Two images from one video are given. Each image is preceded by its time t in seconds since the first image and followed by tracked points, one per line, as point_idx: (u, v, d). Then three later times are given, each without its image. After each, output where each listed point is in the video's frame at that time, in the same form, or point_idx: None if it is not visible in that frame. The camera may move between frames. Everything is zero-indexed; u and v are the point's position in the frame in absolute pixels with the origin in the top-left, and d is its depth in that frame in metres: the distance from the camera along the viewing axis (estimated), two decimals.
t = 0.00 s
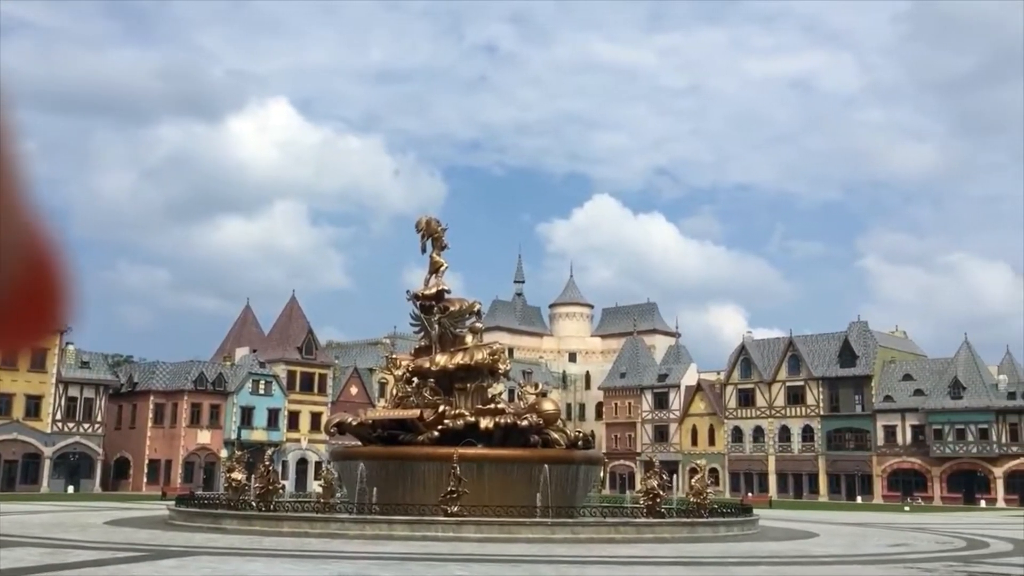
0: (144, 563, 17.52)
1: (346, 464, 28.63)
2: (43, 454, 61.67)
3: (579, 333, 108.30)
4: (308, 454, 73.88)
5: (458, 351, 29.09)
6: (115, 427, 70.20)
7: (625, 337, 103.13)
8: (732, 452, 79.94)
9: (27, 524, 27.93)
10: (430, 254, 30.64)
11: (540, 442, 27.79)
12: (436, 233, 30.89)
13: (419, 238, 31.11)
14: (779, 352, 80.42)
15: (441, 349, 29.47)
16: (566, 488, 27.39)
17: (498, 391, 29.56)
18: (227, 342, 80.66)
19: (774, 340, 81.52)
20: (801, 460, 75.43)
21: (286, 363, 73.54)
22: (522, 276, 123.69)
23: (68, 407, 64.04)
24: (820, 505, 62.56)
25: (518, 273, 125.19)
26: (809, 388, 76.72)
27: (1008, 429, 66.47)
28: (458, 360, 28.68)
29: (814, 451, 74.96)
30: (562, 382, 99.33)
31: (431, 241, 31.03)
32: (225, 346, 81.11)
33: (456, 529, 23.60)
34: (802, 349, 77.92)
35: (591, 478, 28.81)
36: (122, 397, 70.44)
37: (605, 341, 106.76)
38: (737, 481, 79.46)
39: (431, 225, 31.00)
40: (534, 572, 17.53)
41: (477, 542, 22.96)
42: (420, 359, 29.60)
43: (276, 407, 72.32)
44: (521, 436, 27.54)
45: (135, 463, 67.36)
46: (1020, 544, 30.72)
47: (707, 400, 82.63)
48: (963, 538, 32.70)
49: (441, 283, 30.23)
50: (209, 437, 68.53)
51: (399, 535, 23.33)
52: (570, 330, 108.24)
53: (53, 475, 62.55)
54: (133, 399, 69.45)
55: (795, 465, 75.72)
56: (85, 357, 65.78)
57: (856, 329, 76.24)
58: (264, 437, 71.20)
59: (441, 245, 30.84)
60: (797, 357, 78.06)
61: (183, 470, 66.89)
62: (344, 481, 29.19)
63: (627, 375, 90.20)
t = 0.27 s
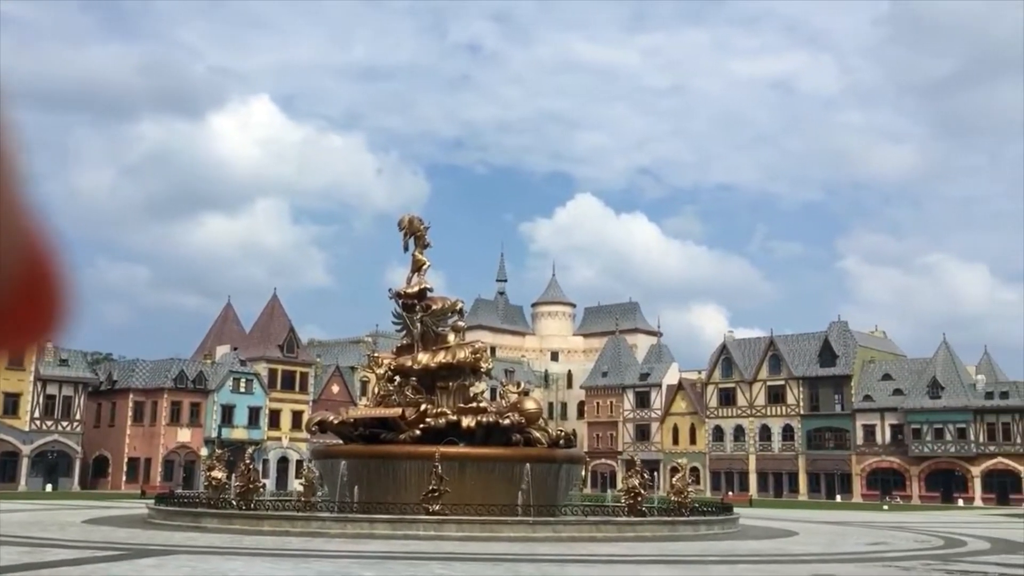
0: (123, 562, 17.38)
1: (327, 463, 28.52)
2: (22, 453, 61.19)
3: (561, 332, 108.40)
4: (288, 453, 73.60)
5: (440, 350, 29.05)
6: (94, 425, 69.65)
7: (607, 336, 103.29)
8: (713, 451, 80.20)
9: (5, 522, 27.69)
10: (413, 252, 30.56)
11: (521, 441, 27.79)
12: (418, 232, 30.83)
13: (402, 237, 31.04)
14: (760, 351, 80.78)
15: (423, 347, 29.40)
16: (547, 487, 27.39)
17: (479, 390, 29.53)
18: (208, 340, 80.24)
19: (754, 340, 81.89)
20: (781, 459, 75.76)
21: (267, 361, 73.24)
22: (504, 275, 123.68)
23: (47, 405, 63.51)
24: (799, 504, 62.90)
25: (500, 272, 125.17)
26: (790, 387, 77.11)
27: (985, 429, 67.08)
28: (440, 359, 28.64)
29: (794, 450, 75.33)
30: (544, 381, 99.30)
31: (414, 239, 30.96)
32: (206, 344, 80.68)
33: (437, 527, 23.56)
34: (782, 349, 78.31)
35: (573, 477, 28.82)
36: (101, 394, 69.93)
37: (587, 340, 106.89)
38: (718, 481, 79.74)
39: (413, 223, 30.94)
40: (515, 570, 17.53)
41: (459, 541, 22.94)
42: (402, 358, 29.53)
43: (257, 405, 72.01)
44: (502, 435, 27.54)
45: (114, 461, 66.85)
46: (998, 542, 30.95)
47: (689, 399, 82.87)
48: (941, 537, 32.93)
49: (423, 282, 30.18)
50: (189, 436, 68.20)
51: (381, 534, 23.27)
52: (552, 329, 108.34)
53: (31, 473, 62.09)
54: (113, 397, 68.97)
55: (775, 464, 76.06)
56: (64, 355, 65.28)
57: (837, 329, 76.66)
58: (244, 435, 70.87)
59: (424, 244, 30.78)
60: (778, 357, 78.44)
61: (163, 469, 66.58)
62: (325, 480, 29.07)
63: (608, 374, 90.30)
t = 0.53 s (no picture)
0: (98, 561, 17.20)
1: (305, 461, 28.38)
2: None
3: (541, 331, 108.38)
4: (267, 451, 73.25)
5: (420, 348, 28.95)
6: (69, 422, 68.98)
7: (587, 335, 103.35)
8: (692, 450, 80.44)
9: None
10: (393, 250, 30.44)
11: (501, 440, 27.77)
12: (399, 230, 30.71)
13: (382, 234, 30.90)
14: (739, 351, 81.13)
15: (403, 345, 29.29)
16: (527, 485, 27.36)
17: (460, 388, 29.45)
18: (187, 337, 79.69)
19: (734, 339, 82.20)
20: (760, 457, 76.09)
21: (245, 359, 72.83)
22: (485, 273, 123.53)
23: (22, 402, 62.82)
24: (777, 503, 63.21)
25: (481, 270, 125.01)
26: (768, 386, 77.45)
27: (961, 428, 67.66)
28: (420, 357, 28.53)
29: (773, 449, 75.68)
30: (524, 379, 99.20)
31: (394, 237, 30.84)
32: (184, 341, 80.10)
33: (417, 526, 23.48)
34: (762, 348, 78.62)
35: (552, 475, 28.80)
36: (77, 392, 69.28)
37: (567, 339, 106.91)
38: (697, 480, 80.00)
39: (394, 221, 30.81)
40: (493, 569, 17.48)
41: (438, 540, 22.87)
42: (382, 356, 29.43)
43: (235, 403, 71.62)
44: (482, 433, 27.49)
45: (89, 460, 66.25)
46: (972, 541, 31.22)
47: (668, 398, 83.06)
48: (916, 536, 33.22)
49: (404, 279, 30.06)
50: (166, 434, 67.78)
51: (360, 533, 23.15)
52: (532, 327, 108.32)
53: (5, 471, 61.48)
54: (89, 394, 68.37)
55: (754, 462, 76.38)
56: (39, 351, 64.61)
57: (815, 329, 77.04)
58: (223, 433, 70.46)
59: (404, 241, 30.67)
60: (757, 356, 78.76)
61: (139, 467, 66.13)
62: (304, 477, 28.94)
63: (589, 373, 90.27)
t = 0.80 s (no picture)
0: (76, 559, 17.07)
1: (285, 459, 28.30)
2: None
3: (522, 330, 108.35)
4: (246, 448, 72.93)
5: (402, 346, 28.88)
6: (47, 419, 68.43)
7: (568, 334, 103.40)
8: (672, 449, 80.64)
9: None
10: (375, 247, 30.36)
11: (482, 438, 27.76)
12: (381, 227, 30.64)
13: (364, 232, 30.82)
14: (719, 351, 81.41)
15: (384, 343, 29.22)
16: (507, 483, 27.37)
17: (441, 386, 29.43)
18: (166, 333, 79.24)
19: (714, 339, 82.50)
20: (739, 457, 76.42)
21: (225, 356, 72.53)
22: (466, 271, 123.37)
23: None
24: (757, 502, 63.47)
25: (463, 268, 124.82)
26: (748, 386, 77.78)
27: (938, 428, 68.15)
28: (401, 355, 28.47)
29: (752, 448, 76.03)
30: (504, 378, 99.14)
31: (377, 234, 30.76)
32: (164, 337, 79.64)
33: (397, 524, 23.43)
34: (742, 348, 78.94)
35: (533, 474, 28.81)
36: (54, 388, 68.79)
37: (549, 338, 106.94)
38: (677, 479, 80.23)
39: (376, 218, 30.73)
40: (473, 567, 17.45)
41: (419, 538, 22.84)
42: (363, 354, 29.36)
43: (215, 400, 71.28)
44: (463, 431, 27.47)
45: (67, 457, 65.77)
46: (949, 540, 31.47)
47: (649, 397, 83.24)
48: (894, 535, 33.44)
49: (385, 277, 29.98)
50: (144, 431, 67.38)
51: (340, 531, 23.08)
52: (513, 326, 108.26)
53: None
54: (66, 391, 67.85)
55: (733, 462, 76.68)
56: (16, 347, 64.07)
57: (795, 329, 77.39)
58: (202, 430, 70.10)
59: (387, 239, 30.59)
60: (737, 356, 79.06)
61: (117, 464, 65.69)
62: (284, 475, 28.85)
63: (570, 372, 90.30)
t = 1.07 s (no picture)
0: (54, 557, 16.95)
1: (266, 458, 28.18)
2: None
3: (505, 329, 108.29)
4: (227, 447, 72.63)
5: (384, 345, 28.80)
6: (25, 416, 67.91)
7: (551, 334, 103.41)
8: (654, 449, 80.83)
9: None
10: (358, 246, 30.26)
11: (464, 438, 27.74)
12: (364, 226, 30.55)
13: (347, 230, 30.72)
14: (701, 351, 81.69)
15: (367, 342, 29.11)
16: (489, 483, 27.35)
17: (423, 385, 29.38)
18: (146, 331, 78.78)
19: (697, 339, 82.77)
20: (720, 457, 76.69)
21: (206, 354, 72.17)
22: (449, 271, 123.19)
23: None
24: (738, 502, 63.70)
25: (446, 267, 124.63)
26: (730, 387, 78.07)
27: (917, 429, 68.62)
28: (384, 354, 28.37)
29: (733, 449, 76.32)
30: (487, 377, 99.05)
31: (359, 233, 30.67)
32: (144, 335, 79.15)
33: (378, 524, 23.37)
34: (724, 349, 79.21)
35: (515, 473, 28.80)
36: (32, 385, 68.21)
37: (531, 338, 106.93)
38: (658, 479, 80.44)
39: (359, 217, 30.65)
40: (453, 567, 17.43)
41: (399, 538, 22.78)
42: (345, 352, 29.25)
43: (195, 399, 70.93)
44: (445, 431, 27.43)
45: (45, 454, 65.29)
46: (927, 541, 31.68)
47: (631, 397, 83.37)
48: (873, 536, 33.61)
49: (368, 276, 29.87)
50: (124, 429, 66.99)
51: (320, 530, 23.00)
52: (496, 325, 108.17)
53: None
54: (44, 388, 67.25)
55: (714, 462, 76.93)
56: None
57: (776, 330, 77.73)
58: (182, 428, 69.78)
59: (369, 238, 30.51)
60: (719, 357, 79.32)
61: (96, 462, 65.23)
62: (264, 474, 28.72)
63: (552, 372, 90.28)
